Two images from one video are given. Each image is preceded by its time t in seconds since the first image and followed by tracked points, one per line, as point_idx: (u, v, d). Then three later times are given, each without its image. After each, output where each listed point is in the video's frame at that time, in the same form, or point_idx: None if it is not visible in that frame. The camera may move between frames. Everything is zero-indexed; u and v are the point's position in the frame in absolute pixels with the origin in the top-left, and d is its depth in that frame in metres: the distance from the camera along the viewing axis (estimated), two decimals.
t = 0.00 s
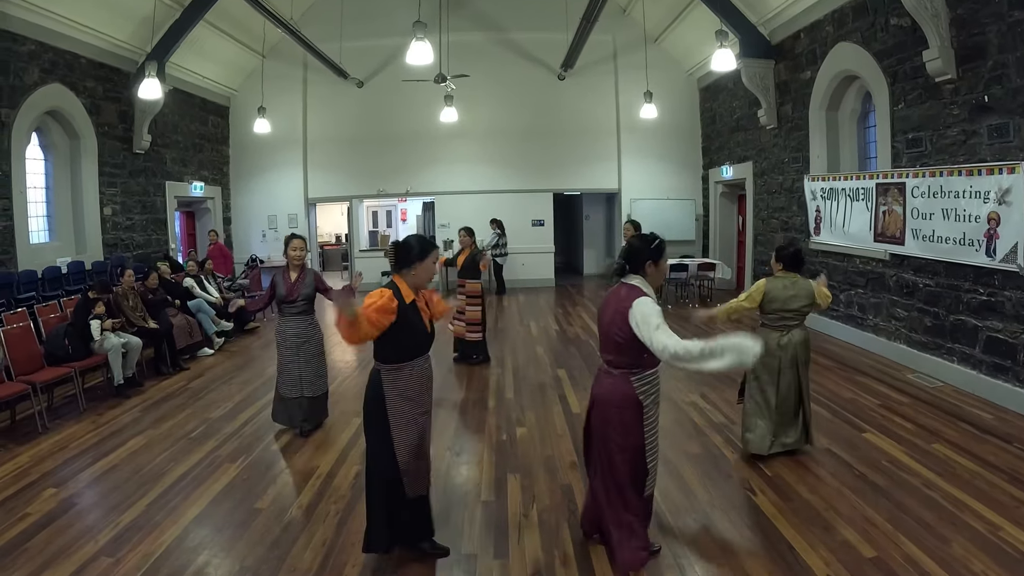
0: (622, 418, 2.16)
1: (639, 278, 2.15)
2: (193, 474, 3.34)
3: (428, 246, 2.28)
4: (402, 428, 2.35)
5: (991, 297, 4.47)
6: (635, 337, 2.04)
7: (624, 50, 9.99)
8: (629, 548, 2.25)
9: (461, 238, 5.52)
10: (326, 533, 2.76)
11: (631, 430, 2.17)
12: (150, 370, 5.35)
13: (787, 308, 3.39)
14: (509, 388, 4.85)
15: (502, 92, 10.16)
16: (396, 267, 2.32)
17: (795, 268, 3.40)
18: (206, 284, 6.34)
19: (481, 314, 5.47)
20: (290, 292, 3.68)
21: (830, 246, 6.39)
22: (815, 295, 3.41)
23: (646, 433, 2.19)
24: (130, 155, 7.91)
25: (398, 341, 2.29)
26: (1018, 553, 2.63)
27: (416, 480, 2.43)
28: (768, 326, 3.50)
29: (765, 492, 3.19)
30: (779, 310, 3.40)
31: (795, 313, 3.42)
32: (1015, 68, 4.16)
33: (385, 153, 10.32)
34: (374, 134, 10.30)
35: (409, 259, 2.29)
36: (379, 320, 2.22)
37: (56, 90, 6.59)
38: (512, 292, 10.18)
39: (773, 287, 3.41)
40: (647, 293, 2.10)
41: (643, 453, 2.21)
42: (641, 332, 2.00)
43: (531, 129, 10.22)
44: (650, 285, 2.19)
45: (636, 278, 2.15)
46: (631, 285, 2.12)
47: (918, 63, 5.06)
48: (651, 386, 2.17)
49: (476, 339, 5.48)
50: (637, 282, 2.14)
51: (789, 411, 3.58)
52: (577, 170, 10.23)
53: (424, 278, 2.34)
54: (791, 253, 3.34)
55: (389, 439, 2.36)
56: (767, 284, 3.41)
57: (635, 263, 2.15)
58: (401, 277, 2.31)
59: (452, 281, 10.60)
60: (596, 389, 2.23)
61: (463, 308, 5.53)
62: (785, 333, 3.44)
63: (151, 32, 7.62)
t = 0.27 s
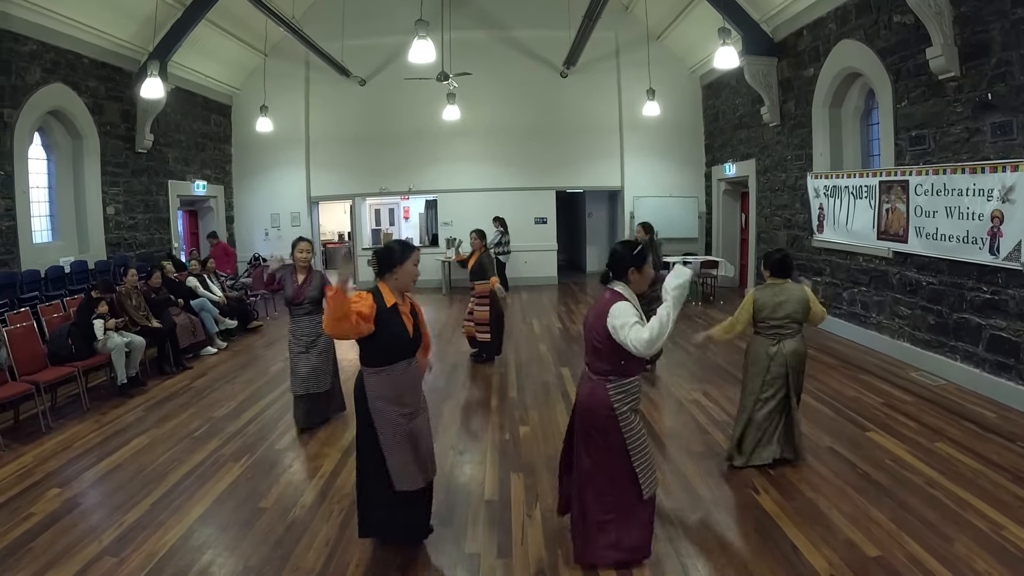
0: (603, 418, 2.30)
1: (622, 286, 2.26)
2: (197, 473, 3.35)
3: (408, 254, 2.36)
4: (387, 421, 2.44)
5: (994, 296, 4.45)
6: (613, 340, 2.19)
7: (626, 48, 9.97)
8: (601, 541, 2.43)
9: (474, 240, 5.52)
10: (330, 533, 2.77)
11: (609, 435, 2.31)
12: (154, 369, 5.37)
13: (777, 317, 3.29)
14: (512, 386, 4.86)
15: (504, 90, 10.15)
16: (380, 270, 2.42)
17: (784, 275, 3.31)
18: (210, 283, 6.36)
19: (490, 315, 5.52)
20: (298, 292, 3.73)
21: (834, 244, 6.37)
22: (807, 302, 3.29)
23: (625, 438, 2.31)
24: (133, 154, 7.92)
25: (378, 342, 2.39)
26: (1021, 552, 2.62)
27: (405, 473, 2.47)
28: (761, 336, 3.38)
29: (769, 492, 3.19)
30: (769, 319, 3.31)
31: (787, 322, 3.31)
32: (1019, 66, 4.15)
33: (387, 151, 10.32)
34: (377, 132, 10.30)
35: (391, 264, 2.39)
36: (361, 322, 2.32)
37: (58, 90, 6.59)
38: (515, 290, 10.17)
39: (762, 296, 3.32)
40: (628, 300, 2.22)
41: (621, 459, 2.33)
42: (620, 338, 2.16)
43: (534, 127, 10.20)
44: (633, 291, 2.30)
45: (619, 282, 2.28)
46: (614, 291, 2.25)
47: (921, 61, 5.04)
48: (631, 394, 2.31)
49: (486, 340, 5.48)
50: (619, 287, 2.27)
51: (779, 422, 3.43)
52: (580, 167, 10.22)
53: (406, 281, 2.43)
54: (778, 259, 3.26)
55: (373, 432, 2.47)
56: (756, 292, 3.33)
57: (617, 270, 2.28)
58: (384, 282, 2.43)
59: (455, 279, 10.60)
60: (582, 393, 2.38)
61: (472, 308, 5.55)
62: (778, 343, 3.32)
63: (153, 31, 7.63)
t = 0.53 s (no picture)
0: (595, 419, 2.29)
1: (611, 282, 2.28)
2: (200, 474, 3.36)
3: (388, 250, 2.38)
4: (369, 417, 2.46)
5: (996, 295, 4.44)
6: (605, 342, 2.19)
7: (628, 47, 9.96)
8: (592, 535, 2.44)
9: (482, 237, 5.39)
10: (332, 533, 2.77)
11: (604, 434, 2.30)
12: (156, 369, 5.38)
13: (783, 318, 3.10)
14: (515, 386, 4.86)
15: (506, 89, 10.15)
16: (364, 269, 2.42)
17: (788, 274, 3.12)
18: (212, 283, 6.37)
19: (500, 312, 5.48)
20: (306, 288, 3.74)
21: (836, 243, 6.37)
22: (814, 303, 3.09)
23: (617, 437, 2.32)
24: (135, 154, 7.93)
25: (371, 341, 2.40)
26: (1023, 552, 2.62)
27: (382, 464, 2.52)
28: (766, 339, 3.19)
29: (771, 492, 3.19)
30: (775, 321, 3.12)
31: (793, 324, 3.12)
32: (1021, 65, 4.14)
33: (389, 150, 10.32)
34: (379, 131, 10.31)
35: (373, 262, 2.40)
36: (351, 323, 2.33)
37: (60, 90, 6.60)
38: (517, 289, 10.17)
39: (765, 297, 3.12)
40: (622, 299, 2.24)
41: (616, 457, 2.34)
42: (612, 346, 2.16)
43: (536, 126, 10.20)
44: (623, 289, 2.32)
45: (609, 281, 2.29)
46: (606, 290, 2.25)
47: (923, 60, 5.03)
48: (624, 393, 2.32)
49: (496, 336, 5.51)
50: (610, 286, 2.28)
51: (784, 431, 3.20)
52: (582, 166, 10.21)
53: (390, 276, 2.43)
54: (781, 259, 3.07)
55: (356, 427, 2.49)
56: (759, 293, 3.12)
57: (607, 267, 2.29)
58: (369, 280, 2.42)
59: (457, 279, 10.60)
60: (573, 392, 2.34)
61: (482, 305, 5.51)
62: (785, 346, 3.14)
63: (154, 32, 7.63)
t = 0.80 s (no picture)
0: (584, 429, 2.13)
1: (600, 289, 2.10)
2: (201, 474, 3.36)
3: (375, 256, 2.37)
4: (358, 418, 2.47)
5: (998, 296, 4.44)
6: (592, 351, 2.02)
7: (629, 47, 9.97)
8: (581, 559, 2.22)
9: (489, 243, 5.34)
10: (334, 534, 2.77)
11: (592, 445, 2.14)
12: (157, 369, 5.39)
13: (783, 323, 3.02)
14: (515, 386, 4.87)
15: (506, 89, 10.15)
16: (350, 273, 2.42)
17: (792, 278, 3.04)
18: (212, 283, 6.37)
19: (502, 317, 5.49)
20: (311, 287, 3.79)
21: (836, 243, 6.37)
22: (815, 312, 3.01)
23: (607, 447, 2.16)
24: (136, 154, 7.94)
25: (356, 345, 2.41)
26: None
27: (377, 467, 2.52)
28: (764, 343, 3.12)
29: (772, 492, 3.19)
30: (774, 325, 3.03)
31: (793, 330, 3.03)
32: (1022, 65, 4.13)
33: (390, 150, 10.33)
34: (379, 131, 10.31)
35: (359, 267, 2.40)
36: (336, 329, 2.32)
37: (60, 91, 6.61)
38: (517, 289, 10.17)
39: (766, 299, 3.04)
40: (609, 305, 2.06)
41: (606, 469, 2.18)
42: (596, 357, 2.00)
43: (536, 126, 10.20)
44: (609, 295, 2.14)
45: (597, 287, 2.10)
46: (592, 295, 2.08)
47: (924, 61, 5.03)
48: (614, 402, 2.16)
49: (495, 341, 5.48)
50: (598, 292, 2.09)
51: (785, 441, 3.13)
52: (583, 166, 10.21)
53: (376, 281, 2.43)
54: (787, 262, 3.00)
55: (344, 428, 2.51)
56: (762, 295, 3.04)
57: (596, 271, 2.09)
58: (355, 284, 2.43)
59: (457, 278, 10.60)
60: (559, 402, 2.17)
61: (486, 308, 5.52)
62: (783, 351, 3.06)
63: (155, 32, 7.64)
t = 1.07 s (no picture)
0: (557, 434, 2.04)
1: (580, 287, 2.06)
2: (201, 474, 3.36)
3: (363, 253, 2.42)
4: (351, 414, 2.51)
5: (998, 296, 4.43)
6: (563, 343, 1.96)
7: (630, 47, 9.97)
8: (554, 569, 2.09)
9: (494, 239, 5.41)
10: (334, 534, 2.77)
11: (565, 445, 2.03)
12: (158, 369, 5.39)
13: (761, 325, 2.99)
14: (516, 387, 4.87)
15: (507, 89, 10.15)
16: (341, 271, 2.49)
17: (779, 279, 2.97)
18: (212, 283, 6.38)
19: (511, 313, 5.47)
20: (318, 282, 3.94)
21: (837, 244, 6.37)
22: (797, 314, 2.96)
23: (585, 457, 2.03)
24: (137, 154, 7.94)
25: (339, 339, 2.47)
26: None
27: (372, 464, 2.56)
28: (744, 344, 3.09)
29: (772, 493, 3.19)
30: (751, 327, 3.02)
31: (772, 332, 2.99)
32: (1022, 66, 4.13)
33: (391, 150, 10.33)
34: (380, 132, 10.32)
35: (351, 263, 2.46)
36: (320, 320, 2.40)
37: (61, 91, 6.61)
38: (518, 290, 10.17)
39: (748, 301, 3.03)
40: (585, 302, 2.01)
41: (578, 472, 2.04)
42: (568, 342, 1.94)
43: (537, 126, 10.20)
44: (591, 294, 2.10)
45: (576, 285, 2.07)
46: (571, 291, 2.04)
47: (925, 61, 5.03)
48: (589, 401, 2.02)
49: (509, 337, 5.53)
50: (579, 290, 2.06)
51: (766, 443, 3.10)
52: (583, 167, 10.22)
53: (366, 278, 2.49)
54: (770, 263, 2.95)
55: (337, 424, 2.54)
56: (742, 297, 3.03)
57: (580, 269, 2.08)
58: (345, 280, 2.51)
59: (458, 279, 10.60)
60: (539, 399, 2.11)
61: (493, 306, 5.51)
62: (759, 354, 3.03)
63: (156, 32, 7.65)
